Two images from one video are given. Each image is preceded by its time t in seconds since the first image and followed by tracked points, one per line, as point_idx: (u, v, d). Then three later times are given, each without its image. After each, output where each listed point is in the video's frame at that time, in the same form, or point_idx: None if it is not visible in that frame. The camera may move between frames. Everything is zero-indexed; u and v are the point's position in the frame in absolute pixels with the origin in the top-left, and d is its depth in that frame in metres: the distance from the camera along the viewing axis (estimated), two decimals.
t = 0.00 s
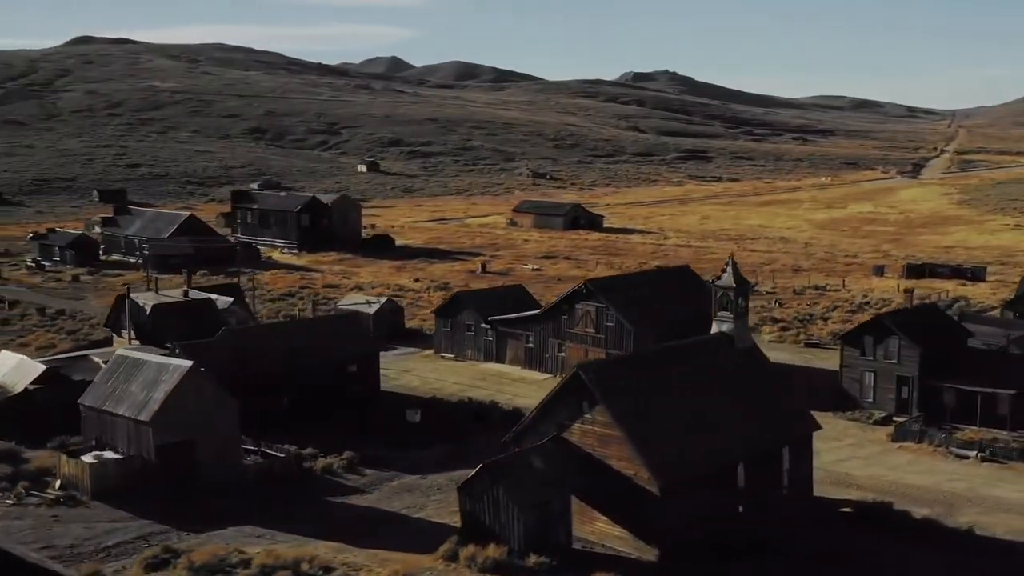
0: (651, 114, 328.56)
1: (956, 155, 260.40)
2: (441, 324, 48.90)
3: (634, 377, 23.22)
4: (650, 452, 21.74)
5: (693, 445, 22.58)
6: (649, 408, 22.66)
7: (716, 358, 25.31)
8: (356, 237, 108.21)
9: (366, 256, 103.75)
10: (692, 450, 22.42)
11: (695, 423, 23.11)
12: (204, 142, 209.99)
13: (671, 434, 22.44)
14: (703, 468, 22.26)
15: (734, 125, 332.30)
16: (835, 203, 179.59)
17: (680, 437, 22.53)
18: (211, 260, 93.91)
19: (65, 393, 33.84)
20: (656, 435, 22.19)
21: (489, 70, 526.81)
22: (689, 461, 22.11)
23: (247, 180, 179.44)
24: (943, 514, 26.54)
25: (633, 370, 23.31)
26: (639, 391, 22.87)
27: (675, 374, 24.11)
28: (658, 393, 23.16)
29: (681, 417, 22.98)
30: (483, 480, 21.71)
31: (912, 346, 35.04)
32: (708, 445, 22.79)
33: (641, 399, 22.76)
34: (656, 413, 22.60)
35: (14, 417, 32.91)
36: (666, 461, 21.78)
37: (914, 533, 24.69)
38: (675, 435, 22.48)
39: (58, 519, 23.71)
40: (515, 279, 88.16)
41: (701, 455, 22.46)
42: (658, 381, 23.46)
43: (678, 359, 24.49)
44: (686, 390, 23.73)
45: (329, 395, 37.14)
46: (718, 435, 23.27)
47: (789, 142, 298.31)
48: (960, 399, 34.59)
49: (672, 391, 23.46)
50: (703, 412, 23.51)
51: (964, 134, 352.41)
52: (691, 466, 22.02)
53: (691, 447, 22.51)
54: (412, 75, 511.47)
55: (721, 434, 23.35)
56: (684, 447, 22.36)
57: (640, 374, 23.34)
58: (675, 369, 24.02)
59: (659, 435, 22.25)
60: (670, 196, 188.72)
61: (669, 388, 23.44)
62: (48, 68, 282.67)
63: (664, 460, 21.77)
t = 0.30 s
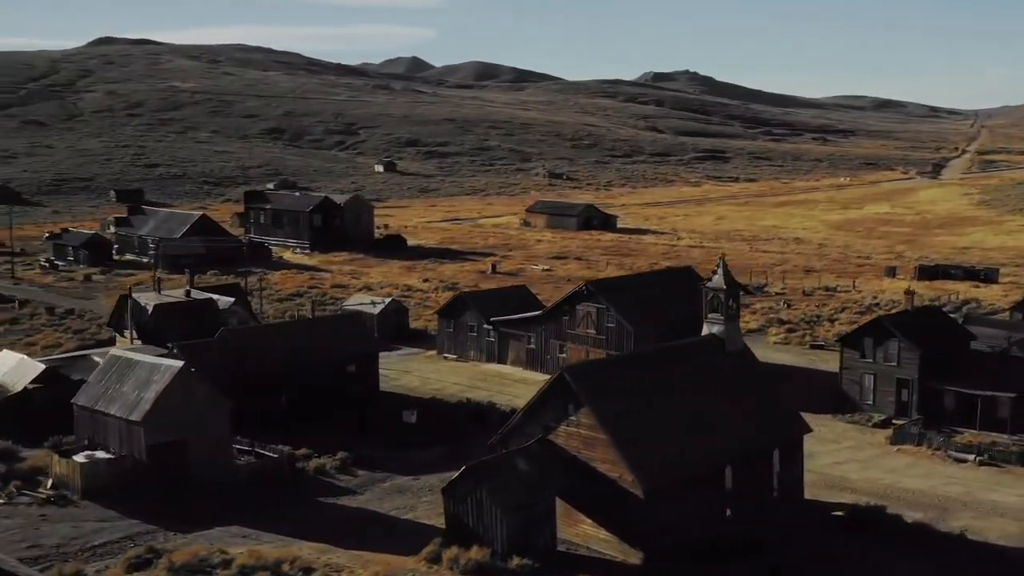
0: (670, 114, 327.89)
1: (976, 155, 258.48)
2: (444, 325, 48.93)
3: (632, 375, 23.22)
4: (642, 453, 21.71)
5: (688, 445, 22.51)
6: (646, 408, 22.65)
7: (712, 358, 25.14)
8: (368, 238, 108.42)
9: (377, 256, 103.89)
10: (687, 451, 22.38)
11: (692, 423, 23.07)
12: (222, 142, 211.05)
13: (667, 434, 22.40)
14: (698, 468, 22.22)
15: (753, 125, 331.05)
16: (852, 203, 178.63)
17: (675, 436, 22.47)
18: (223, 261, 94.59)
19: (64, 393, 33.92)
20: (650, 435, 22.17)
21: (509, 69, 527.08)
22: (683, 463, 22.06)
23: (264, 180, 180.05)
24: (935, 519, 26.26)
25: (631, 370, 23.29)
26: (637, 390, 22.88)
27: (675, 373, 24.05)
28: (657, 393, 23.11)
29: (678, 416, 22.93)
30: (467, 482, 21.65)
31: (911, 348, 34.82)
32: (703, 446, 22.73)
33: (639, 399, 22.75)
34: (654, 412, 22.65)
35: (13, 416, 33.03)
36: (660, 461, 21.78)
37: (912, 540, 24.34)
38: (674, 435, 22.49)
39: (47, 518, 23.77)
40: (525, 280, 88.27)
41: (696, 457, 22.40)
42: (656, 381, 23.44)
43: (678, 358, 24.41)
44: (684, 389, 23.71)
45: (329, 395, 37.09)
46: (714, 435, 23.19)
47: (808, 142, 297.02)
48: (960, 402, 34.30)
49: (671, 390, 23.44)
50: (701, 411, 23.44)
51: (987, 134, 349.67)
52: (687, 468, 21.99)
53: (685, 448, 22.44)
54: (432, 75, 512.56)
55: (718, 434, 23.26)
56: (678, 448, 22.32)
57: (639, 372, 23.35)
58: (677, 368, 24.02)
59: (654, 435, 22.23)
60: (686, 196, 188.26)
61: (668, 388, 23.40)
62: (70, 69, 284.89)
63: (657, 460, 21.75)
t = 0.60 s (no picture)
0: (693, 114, 326.71)
1: (1003, 156, 255.94)
2: (452, 325, 48.92)
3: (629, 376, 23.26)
4: (634, 455, 21.73)
5: (682, 446, 22.54)
6: (642, 408, 22.69)
7: (708, 360, 25.04)
8: (385, 238, 108.63)
9: (394, 256, 104.08)
10: (681, 451, 22.43)
11: (687, 423, 23.13)
12: (245, 142, 212.21)
13: (661, 433, 22.45)
14: (693, 470, 22.23)
15: (777, 125, 329.32)
16: (875, 203, 177.27)
17: (670, 437, 22.50)
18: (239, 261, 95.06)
19: (67, 392, 34.12)
20: (643, 436, 22.22)
21: (534, 70, 527.17)
22: (678, 463, 22.12)
23: (286, 180, 180.61)
24: (932, 523, 25.94)
25: (628, 369, 23.33)
26: (633, 390, 22.94)
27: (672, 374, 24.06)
28: (653, 394, 23.13)
29: (673, 417, 22.99)
30: (455, 484, 21.61)
31: (916, 350, 34.47)
32: (699, 447, 22.75)
33: (636, 399, 22.80)
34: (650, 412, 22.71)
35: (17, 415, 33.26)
36: (654, 462, 21.85)
37: (907, 544, 24.13)
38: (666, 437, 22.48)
39: (42, 517, 23.93)
40: (541, 280, 88.23)
41: (690, 457, 22.44)
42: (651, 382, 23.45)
43: (676, 358, 24.42)
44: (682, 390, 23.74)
45: (331, 396, 37.12)
46: (710, 437, 23.23)
47: (833, 142, 295.10)
48: (967, 406, 33.90)
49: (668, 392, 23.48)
50: (696, 412, 23.51)
51: (1015, 135, 346.07)
52: (677, 470, 21.91)
53: (679, 448, 22.47)
54: (456, 76, 513.38)
55: (714, 435, 23.30)
56: (672, 448, 22.36)
57: (635, 373, 23.41)
58: (675, 369, 24.05)
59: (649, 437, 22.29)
60: (707, 196, 187.54)
61: (664, 390, 23.46)
62: (96, 69, 287.26)
63: (651, 461, 21.82)
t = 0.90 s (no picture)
0: (718, 114, 325.46)
1: None
2: (461, 326, 48.92)
3: (618, 377, 23.27)
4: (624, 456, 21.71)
5: (673, 446, 22.52)
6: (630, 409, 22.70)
7: (701, 362, 24.97)
8: (403, 238, 108.75)
9: (412, 256, 104.23)
10: (670, 450, 22.40)
11: (677, 425, 23.11)
12: (269, 142, 213.29)
13: (651, 435, 22.42)
14: (683, 471, 22.19)
15: (803, 125, 327.40)
16: (899, 204, 175.81)
17: (660, 438, 22.47)
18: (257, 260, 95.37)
19: (72, 391, 34.32)
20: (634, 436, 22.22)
21: (560, 70, 526.77)
22: (668, 463, 22.09)
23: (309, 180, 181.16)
24: (930, 528, 25.68)
25: (618, 371, 23.35)
26: (622, 392, 22.96)
27: (661, 376, 24.05)
28: (642, 396, 23.13)
29: (663, 418, 22.97)
30: (444, 484, 21.59)
31: (922, 352, 34.07)
32: (689, 448, 22.72)
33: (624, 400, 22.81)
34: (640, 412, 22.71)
35: (23, 413, 33.55)
36: (645, 461, 21.85)
37: (904, 550, 23.96)
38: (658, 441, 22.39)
39: (39, 515, 24.09)
40: (558, 280, 88.20)
41: (681, 457, 22.42)
42: (641, 383, 23.46)
43: (666, 359, 24.42)
44: (672, 392, 23.74)
45: (334, 397, 37.23)
46: (700, 438, 23.18)
47: (859, 142, 292.96)
48: (975, 410, 33.49)
49: (659, 393, 23.46)
50: (687, 414, 23.50)
51: None
52: (668, 471, 21.86)
53: (666, 449, 22.38)
54: (482, 76, 514.12)
55: (705, 435, 23.26)
56: (662, 448, 22.34)
57: (624, 374, 23.42)
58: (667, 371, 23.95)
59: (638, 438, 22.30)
60: (730, 197, 186.71)
61: (654, 391, 23.47)
62: (125, 70, 289.65)
63: (641, 461, 21.81)
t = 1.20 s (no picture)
0: (745, 114, 323.94)
1: None
2: (469, 327, 48.93)
3: (611, 377, 23.22)
4: (614, 458, 21.67)
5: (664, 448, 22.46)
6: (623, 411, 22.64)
7: (696, 363, 24.83)
8: (422, 237, 108.83)
9: (430, 256, 104.36)
10: (662, 452, 22.34)
11: (669, 425, 23.04)
12: (293, 142, 214.39)
13: (640, 437, 22.33)
14: (674, 472, 22.12)
15: (831, 125, 325.13)
16: (924, 204, 174.16)
17: (649, 440, 22.40)
18: (274, 259, 95.85)
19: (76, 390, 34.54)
20: (625, 438, 22.18)
21: (587, 70, 526.34)
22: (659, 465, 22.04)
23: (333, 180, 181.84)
24: (928, 532, 25.42)
25: (612, 373, 23.30)
26: (615, 392, 22.94)
27: (656, 375, 23.98)
28: (635, 397, 23.08)
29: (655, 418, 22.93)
30: (433, 485, 21.54)
31: (928, 355, 33.72)
32: (681, 450, 22.62)
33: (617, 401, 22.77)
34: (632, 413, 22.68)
35: (29, 411, 33.86)
36: (635, 464, 21.78)
37: (899, 555, 23.71)
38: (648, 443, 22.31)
39: (36, 512, 24.32)
40: (575, 280, 88.16)
41: (672, 459, 22.35)
42: (635, 384, 23.41)
43: (662, 360, 24.36)
44: (666, 392, 23.66)
45: (338, 397, 37.32)
46: (696, 440, 23.11)
47: (886, 142, 290.54)
48: (982, 413, 33.09)
49: (652, 394, 23.41)
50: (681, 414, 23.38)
51: None
52: (658, 474, 21.81)
53: (661, 450, 22.38)
54: (509, 76, 514.46)
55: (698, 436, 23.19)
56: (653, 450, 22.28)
57: (618, 374, 23.38)
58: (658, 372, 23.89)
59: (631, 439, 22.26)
60: (753, 197, 185.70)
61: (646, 392, 23.41)
62: (153, 70, 292.07)
63: (631, 463, 21.76)
